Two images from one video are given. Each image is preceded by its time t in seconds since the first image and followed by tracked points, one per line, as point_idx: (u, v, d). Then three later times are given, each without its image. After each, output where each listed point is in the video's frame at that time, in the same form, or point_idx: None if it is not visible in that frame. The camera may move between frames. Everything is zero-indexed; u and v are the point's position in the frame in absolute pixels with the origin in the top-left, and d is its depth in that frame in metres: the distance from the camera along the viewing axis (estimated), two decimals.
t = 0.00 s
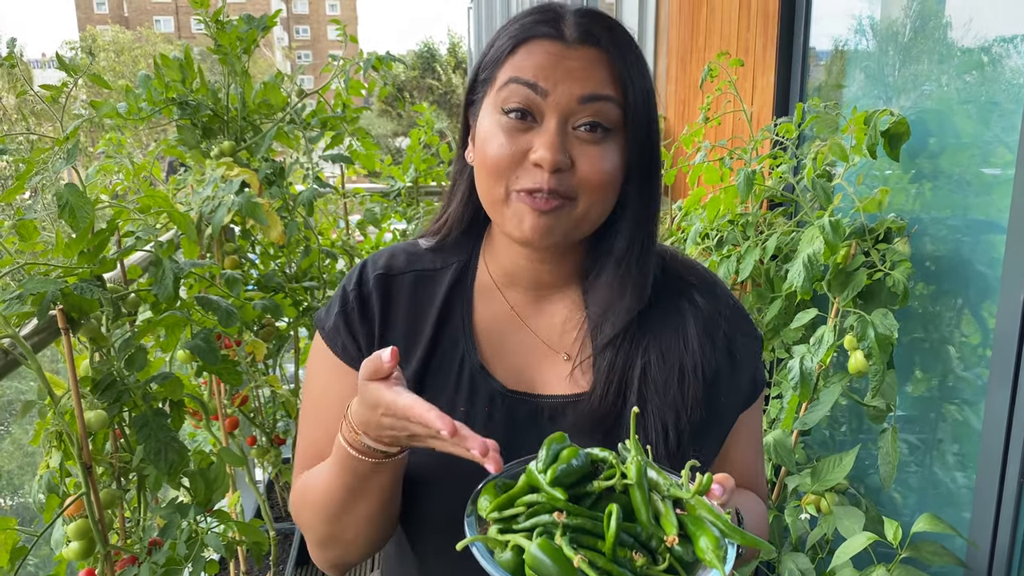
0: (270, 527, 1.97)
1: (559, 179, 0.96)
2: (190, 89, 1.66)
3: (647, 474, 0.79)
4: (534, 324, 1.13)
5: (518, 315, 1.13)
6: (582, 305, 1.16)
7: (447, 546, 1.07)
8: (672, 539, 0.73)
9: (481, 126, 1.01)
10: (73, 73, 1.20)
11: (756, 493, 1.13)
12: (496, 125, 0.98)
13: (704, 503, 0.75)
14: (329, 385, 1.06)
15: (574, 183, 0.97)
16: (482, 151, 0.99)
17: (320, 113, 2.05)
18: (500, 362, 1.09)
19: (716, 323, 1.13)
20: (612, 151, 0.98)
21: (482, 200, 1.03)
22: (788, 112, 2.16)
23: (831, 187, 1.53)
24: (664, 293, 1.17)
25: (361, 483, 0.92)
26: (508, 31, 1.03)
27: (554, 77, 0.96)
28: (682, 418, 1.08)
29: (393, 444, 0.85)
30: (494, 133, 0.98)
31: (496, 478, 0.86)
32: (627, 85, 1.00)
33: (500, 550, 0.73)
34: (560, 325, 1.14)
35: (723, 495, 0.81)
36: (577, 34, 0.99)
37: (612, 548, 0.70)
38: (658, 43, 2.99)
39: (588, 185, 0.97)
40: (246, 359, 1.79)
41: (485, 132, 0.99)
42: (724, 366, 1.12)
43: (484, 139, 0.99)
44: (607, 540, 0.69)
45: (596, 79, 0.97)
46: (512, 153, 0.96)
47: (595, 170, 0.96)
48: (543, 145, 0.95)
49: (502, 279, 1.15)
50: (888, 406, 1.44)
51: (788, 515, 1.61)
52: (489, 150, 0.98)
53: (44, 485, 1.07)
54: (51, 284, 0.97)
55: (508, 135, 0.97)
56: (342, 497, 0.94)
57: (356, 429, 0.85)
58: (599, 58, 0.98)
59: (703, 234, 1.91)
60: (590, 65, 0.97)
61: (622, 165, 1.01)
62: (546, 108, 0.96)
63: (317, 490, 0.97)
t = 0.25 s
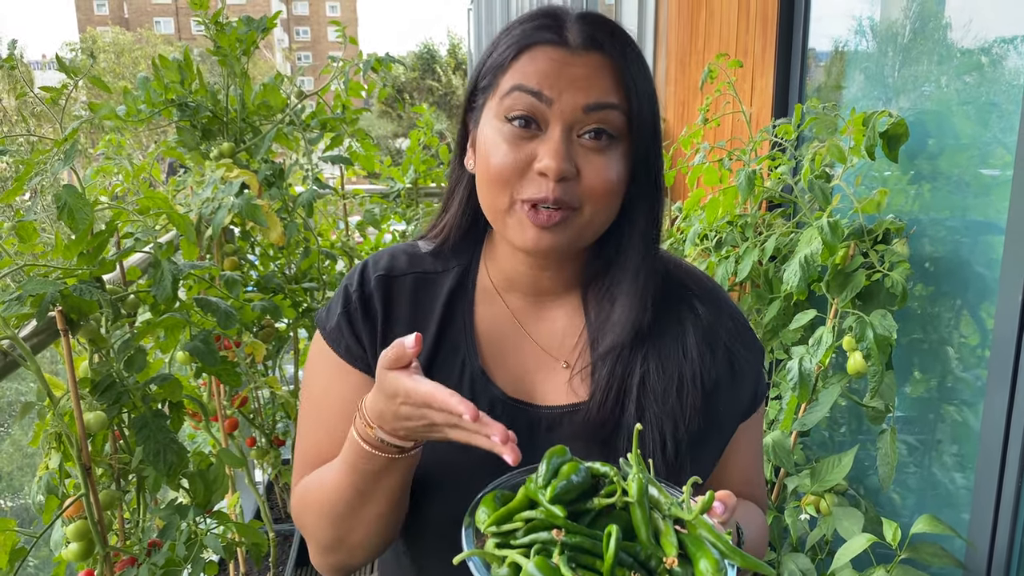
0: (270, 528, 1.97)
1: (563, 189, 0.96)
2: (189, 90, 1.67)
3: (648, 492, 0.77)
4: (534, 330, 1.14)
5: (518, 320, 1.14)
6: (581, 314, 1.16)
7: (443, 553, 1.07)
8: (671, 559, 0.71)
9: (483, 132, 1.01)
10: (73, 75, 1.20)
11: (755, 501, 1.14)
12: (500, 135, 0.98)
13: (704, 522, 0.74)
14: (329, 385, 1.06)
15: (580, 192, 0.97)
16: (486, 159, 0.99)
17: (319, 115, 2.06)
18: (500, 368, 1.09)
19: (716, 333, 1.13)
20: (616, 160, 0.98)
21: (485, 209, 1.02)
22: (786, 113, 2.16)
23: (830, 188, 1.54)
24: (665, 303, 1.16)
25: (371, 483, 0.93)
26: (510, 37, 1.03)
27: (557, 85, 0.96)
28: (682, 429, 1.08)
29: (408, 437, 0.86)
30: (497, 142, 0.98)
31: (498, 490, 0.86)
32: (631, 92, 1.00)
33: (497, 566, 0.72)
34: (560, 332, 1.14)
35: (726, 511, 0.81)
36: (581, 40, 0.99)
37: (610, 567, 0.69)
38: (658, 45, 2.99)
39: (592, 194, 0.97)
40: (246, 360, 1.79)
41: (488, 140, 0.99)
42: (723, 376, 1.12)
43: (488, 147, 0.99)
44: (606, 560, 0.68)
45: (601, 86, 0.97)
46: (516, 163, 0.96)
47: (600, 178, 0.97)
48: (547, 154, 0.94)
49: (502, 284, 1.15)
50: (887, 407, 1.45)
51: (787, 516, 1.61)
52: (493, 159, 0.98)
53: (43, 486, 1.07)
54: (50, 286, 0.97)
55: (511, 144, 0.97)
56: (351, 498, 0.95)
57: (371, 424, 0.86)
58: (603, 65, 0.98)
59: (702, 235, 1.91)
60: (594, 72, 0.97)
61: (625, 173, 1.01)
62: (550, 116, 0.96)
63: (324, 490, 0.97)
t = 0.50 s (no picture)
0: (269, 530, 1.98)
1: (579, 164, 0.94)
2: (189, 92, 1.67)
3: (652, 497, 0.72)
4: (537, 326, 1.14)
5: (522, 314, 1.14)
6: (584, 308, 1.15)
7: (439, 552, 1.06)
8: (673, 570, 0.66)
9: (491, 122, 1.01)
10: (73, 76, 1.20)
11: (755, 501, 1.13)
12: (511, 118, 0.97)
13: (708, 529, 0.68)
14: (327, 376, 1.06)
15: (595, 171, 0.96)
16: (497, 145, 0.98)
17: (319, 116, 2.06)
18: (502, 361, 1.10)
19: (720, 327, 1.13)
20: (625, 137, 0.99)
21: (496, 197, 1.00)
22: (785, 114, 2.17)
23: (829, 189, 1.54)
24: (668, 298, 1.16)
25: (355, 443, 0.93)
26: (510, 28, 1.04)
27: (563, 63, 0.97)
28: (684, 422, 1.07)
29: (391, 386, 0.86)
30: (510, 127, 0.97)
31: (501, 490, 0.82)
32: (632, 72, 1.01)
33: (497, 573, 0.67)
34: (565, 327, 1.14)
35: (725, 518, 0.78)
36: (582, 23, 1.01)
37: None
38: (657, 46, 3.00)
39: (605, 171, 0.96)
40: (245, 361, 1.79)
41: (498, 126, 0.98)
42: (728, 370, 1.11)
43: (498, 132, 0.98)
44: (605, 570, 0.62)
45: (604, 63, 0.99)
46: (529, 145, 0.95)
47: (611, 154, 0.96)
48: (560, 131, 0.94)
49: (506, 278, 1.16)
50: (887, 407, 1.45)
51: (787, 517, 1.61)
52: (505, 144, 0.97)
53: (42, 487, 1.07)
54: (50, 287, 0.97)
55: (523, 126, 0.96)
56: (336, 465, 0.95)
57: (354, 373, 0.86)
58: (604, 43, 1.00)
59: (701, 236, 1.91)
60: (596, 49, 0.99)
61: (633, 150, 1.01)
62: (558, 93, 0.97)
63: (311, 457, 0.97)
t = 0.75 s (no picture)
0: (269, 531, 1.97)
1: (601, 176, 0.96)
2: (189, 93, 1.67)
3: (637, 475, 0.78)
4: (537, 322, 1.14)
5: (521, 310, 1.14)
6: (584, 303, 1.16)
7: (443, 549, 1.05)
8: (657, 541, 0.73)
9: (502, 140, 1.01)
10: (73, 78, 1.20)
11: (756, 495, 1.13)
12: (526, 137, 0.97)
13: (691, 505, 0.75)
14: (329, 377, 1.10)
15: (615, 179, 0.98)
16: (513, 163, 0.98)
17: (319, 117, 2.06)
18: (501, 355, 1.09)
19: (718, 318, 1.14)
20: (636, 146, 1.00)
21: (516, 215, 1.02)
22: (785, 115, 2.17)
23: (828, 190, 1.54)
24: (667, 291, 1.16)
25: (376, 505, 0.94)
26: (508, 39, 1.02)
27: (573, 80, 0.97)
28: (684, 411, 1.07)
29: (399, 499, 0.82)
30: (525, 144, 0.97)
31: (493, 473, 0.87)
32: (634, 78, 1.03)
33: (486, 545, 0.74)
34: (568, 324, 1.14)
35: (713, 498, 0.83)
36: (585, 33, 1.00)
37: (594, 548, 0.71)
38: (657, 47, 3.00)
39: (623, 177, 0.98)
40: (245, 362, 1.79)
41: (514, 147, 0.98)
42: (728, 360, 1.12)
43: (515, 153, 0.98)
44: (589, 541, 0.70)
45: (610, 75, 0.99)
46: (550, 160, 0.96)
47: (628, 160, 0.98)
48: (580, 145, 0.95)
49: (506, 276, 1.16)
50: (886, 408, 1.45)
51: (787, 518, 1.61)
52: (523, 160, 0.97)
53: (42, 488, 1.07)
54: (50, 288, 0.97)
55: (540, 143, 0.97)
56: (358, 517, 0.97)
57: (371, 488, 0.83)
58: (608, 52, 1.01)
59: (701, 237, 1.91)
60: (602, 59, 0.99)
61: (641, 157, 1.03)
62: (571, 110, 0.97)
63: (336, 510, 1.01)
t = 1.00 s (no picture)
0: (269, 532, 1.97)
1: (576, 193, 0.97)
2: (188, 94, 1.67)
3: (607, 454, 0.80)
4: (538, 325, 1.13)
5: (521, 313, 1.14)
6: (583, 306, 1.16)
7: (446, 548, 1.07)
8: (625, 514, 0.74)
9: (489, 145, 1.02)
10: (72, 79, 1.20)
11: (755, 492, 1.13)
12: (507, 145, 0.99)
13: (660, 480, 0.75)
14: (329, 379, 1.08)
15: (591, 194, 0.99)
16: (495, 170, 1.00)
17: (318, 118, 2.06)
18: (502, 358, 1.09)
19: (715, 324, 1.14)
20: (621, 161, 1.00)
21: (497, 219, 1.04)
22: (784, 116, 2.17)
23: (828, 191, 1.54)
24: (666, 295, 1.16)
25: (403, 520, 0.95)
26: (505, 46, 1.02)
27: (559, 98, 0.96)
28: (684, 420, 1.08)
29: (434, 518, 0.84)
30: (507, 153, 0.99)
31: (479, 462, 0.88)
32: (628, 93, 1.00)
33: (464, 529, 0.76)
34: (566, 326, 1.14)
35: (689, 474, 0.81)
36: (576, 45, 0.99)
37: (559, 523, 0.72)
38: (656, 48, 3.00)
39: (602, 193, 0.99)
40: (244, 363, 1.79)
41: (495, 153, 1.00)
42: (726, 365, 1.12)
43: (495, 159, 1.00)
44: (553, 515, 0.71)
45: (599, 95, 0.97)
46: (526, 172, 0.97)
47: (609, 176, 0.98)
48: (557, 160, 0.96)
49: (504, 278, 1.16)
50: (885, 409, 1.45)
51: (786, 519, 1.61)
52: (503, 169, 0.99)
53: (42, 490, 1.08)
54: (49, 290, 0.97)
55: (521, 153, 0.98)
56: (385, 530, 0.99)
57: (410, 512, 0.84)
58: (598, 68, 0.98)
59: (700, 238, 1.92)
60: (591, 76, 0.97)
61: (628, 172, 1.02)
62: (553, 125, 0.97)
63: (357, 524, 1.01)
